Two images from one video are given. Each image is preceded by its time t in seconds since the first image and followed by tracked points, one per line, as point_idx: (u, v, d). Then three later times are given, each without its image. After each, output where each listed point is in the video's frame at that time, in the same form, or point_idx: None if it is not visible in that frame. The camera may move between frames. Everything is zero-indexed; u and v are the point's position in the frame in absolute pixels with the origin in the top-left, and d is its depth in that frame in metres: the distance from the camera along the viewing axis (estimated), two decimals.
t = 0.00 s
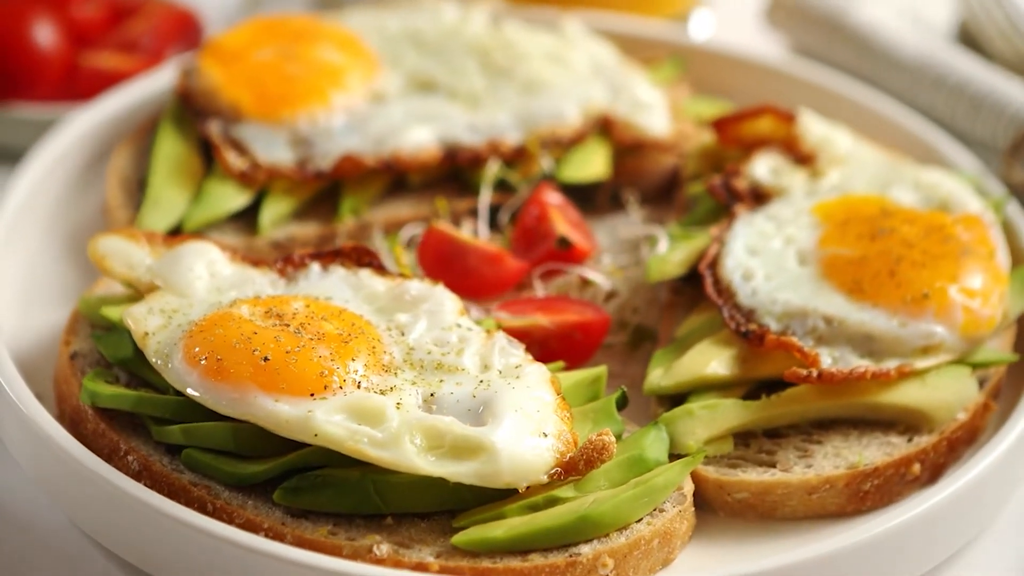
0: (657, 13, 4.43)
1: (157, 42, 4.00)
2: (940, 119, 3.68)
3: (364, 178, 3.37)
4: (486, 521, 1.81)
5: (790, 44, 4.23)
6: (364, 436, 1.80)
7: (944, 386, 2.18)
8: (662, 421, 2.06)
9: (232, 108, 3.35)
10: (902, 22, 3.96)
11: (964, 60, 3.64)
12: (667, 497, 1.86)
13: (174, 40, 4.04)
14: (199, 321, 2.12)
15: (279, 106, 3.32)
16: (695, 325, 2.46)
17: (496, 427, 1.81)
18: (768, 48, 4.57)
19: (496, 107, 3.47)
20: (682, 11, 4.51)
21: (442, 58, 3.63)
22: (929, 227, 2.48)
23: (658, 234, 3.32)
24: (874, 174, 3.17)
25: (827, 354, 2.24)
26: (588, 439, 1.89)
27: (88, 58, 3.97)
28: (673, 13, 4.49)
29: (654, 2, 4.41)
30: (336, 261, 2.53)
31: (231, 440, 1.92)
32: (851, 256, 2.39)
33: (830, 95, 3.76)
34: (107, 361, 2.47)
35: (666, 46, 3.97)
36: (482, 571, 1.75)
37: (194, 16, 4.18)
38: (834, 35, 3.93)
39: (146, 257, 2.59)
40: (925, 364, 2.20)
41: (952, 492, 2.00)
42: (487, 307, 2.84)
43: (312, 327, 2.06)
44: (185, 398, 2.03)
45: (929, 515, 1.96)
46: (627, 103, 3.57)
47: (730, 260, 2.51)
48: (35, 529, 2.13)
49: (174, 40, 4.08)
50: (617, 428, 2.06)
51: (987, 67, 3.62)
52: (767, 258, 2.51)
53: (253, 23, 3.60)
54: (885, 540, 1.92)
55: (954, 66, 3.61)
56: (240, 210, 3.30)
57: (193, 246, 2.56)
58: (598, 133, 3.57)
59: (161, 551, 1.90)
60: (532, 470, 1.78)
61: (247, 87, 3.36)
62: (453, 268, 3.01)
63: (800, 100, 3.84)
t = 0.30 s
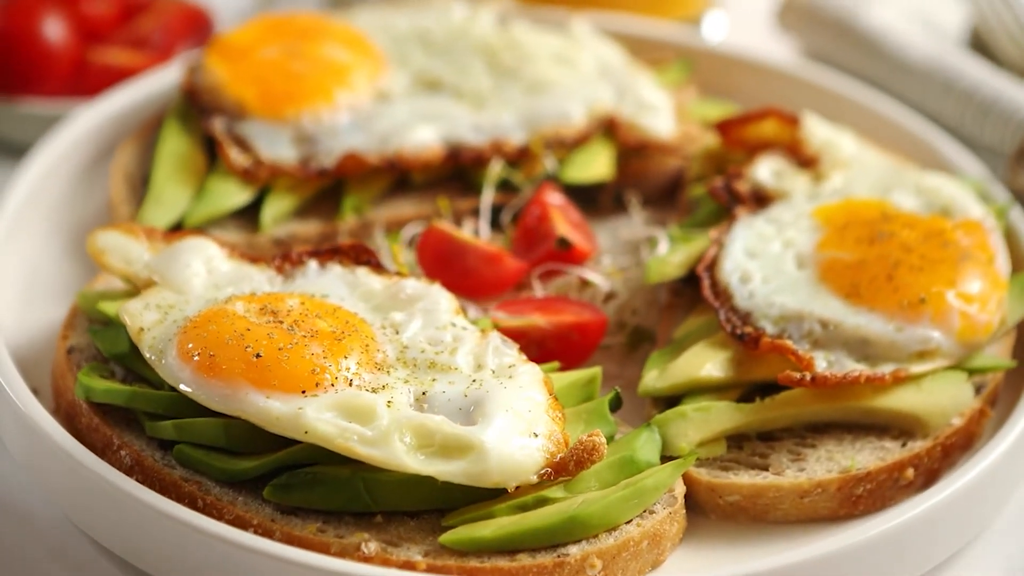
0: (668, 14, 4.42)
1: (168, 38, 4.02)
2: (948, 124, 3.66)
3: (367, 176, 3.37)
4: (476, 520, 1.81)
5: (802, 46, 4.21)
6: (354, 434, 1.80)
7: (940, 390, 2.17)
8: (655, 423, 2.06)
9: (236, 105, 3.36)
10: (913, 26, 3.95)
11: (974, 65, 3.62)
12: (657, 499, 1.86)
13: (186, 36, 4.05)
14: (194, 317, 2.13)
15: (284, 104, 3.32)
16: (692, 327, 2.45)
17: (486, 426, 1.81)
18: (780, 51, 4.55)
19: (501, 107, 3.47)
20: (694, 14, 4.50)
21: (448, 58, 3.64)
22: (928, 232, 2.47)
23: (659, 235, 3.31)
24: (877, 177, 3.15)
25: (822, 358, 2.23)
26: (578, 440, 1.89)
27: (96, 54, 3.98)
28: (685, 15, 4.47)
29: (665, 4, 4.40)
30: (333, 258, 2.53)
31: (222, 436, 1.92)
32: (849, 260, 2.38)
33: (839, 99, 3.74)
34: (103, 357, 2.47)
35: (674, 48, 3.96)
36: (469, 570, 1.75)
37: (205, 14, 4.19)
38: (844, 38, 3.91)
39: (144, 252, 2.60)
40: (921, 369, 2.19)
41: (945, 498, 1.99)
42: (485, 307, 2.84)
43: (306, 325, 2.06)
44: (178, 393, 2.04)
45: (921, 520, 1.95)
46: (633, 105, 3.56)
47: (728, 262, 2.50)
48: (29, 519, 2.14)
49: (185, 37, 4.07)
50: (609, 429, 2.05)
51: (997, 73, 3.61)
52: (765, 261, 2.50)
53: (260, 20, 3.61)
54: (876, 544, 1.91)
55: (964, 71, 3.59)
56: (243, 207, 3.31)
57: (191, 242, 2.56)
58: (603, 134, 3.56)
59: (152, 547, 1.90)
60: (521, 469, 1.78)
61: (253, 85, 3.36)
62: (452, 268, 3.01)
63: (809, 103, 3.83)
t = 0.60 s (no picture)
0: (680, 17, 4.40)
1: (180, 34, 4.03)
2: (956, 130, 3.64)
3: (370, 174, 3.37)
4: (464, 519, 1.80)
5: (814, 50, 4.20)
6: (343, 431, 1.81)
7: (934, 396, 2.15)
8: (647, 425, 2.05)
9: (242, 101, 3.36)
10: (924, 31, 3.93)
11: (983, 72, 3.59)
12: (646, 501, 1.85)
13: (198, 32, 4.06)
14: (188, 313, 2.13)
15: (289, 101, 3.33)
16: (690, 329, 2.45)
17: (475, 425, 1.81)
18: (792, 54, 4.53)
19: (506, 107, 3.47)
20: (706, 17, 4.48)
21: (456, 57, 3.63)
22: (927, 237, 2.46)
23: (660, 237, 3.30)
24: (880, 181, 3.13)
25: (816, 362, 2.22)
26: (569, 441, 1.89)
27: (106, 49, 3.98)
28: (698, 18, 4.45)
29: (678, 7, 4.38)
30: (330, 256, 2.53)
31: (213, 431, 1.92)
32: (847, 265, 2.37)
33: (847, 103, 3.73)
34: (99, 350, 2.48)
35: (684, 50, 3.95)
36: (455, 569, 1.75)
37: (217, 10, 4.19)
38: (854, 42, 3.90)
39: (143, 247, 2.61)
40: (915, 375, 2.17)
41: (937, 504, 1.98)
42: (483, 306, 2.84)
43: (299, 322, 2.06)
44: (170, 388, 2.04)
45: (911, 525, 1.94)
46: (639, 106, 3.55)
47: (726, 265, 2.50)
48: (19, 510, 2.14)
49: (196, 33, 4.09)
50: (600, 431, 2.05)
51: (1007, 80, 3.57)
52: (764, 264, 2.49)
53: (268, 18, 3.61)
54: (865, 549, 1.91)
55: (972, 77, 3.56)
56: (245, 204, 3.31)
57: (189, 237, 2.56)
58: (608, 135, 3.56)
59: (142, 541, 1.90)
60: (509, 469, 1.78)
61: (258, 81, 3.36)
62: (451, 267, 3.01)
63: (818, 107, 3.82)
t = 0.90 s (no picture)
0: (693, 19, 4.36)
1: (190, 31, 4.04)
2: (964, 135, 3.62)
3: (373, 172, 3.37)
4: (453, 518, 1.81)
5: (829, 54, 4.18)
6: (332, 428, 1.81)
7: (929, 401, 2.14)
8: (639, 427, 2.05)
9: (247, 99, 3.37)
10: (936, 36, 3.90)
11: (992, 76, 3.58)
12: (635, 502, 1.85)
13: (209, 29, 4.07)
14: (183, 308, 2.13)
15: (294, 99, 3.33)
16: (686, 331, 2.44)
17: (465, 424, 1.81)
18: (805, 58, 4.51)
19: (511, 107, 3.46)
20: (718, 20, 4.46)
21: (462, 57, 3.63)
22: (926, 242, 2.45)
23: (661, 239, 3.29)
24: (883, 186, 3.11)
25: (811, 366, 2.21)
26: (559, 441, 1.89)
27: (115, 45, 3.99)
28: (710, 20, 4.41)
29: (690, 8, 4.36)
30: (328, 253, 2.52)
31: (204, 427, 1.93)
32: (845, 269, 2.36)
33: (855, 107, 3.72)
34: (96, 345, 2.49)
35: (693, 52, 3.94)
36: (442, 568, 1.75)
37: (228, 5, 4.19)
38: (864, 46, 3.88)
39: (142, 242, 2.62)
40: (910, 380, 2.16)
41: (928, 510, 1.97)
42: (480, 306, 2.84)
43: (293, 319, 2.06)
44: (163, 383, 2.04)
45: (902, 531, 1.94)
46: (644, 108, 3.54)
47: (723, 267, 2.48)
48: (13, 504, 2.15)
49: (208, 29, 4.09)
50: (592, 432, 2.04)
51: (1016, 85, 3.56)
52: (762, 267, 2.48)
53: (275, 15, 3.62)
54: (854, 554, 1.90)
55: (981, 82, 3.55)
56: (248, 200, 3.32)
57: (187, 233, 2.57)
58: (613, 137, 3.55)
59: (132, 535, 1.91)
60: (498, 469, 1.78)
61: (264, 79, 3.37)
62: (450, 266, 3.01)
63: (827, 111, 3.80)
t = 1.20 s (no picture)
0: (706, 23, 4.33)
1: (202, 27, 4.02)
2: (972, 142, 3.60)
3: (377, 170, 3.37)
4: (440, 516, 1.81)
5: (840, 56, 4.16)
6: (321, 425, 1.81)
7: (923, 407, 2.13)
8: (630, 429, 2.04)
9: (253, 95, 3.38)
10: (947, 41, 3.88)
11: (1002, 82, 3.56)
12: (623, 504, 1.85)
13: (221, 26, 4.04)
14: (178, 303, 2.14)
15: (299, 96, 3.34)
16: (683, 334, 2.43)
17: (453, 423, 1.81)
18: (817, 62, 4.48)
19: (517, 107, 3.46)
20: (730, 21, 4.43)
21: (470, 57, 3.63)
22: (924, 248, 2.44)
23: (662, 242, 3.28)
24: (886, 190, 3.09)
25: (804, 370, 2.19)
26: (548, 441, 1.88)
27: (125, 40, 4.00)
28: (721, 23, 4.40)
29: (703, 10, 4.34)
30: (325, 250, 2.52)
31: (195, 422, 1.93)
32: (841, 274, 2.36)
33: (863, 110, 3.70)
34: (92, 338, 2.50)
35: (702, 55, 3.92)
36: (428, 566, 1.76)
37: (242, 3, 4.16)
38: (875, 50, 3.86)
39: (141, 237, 2.63)
40: (904, 386, 2.15)
41: (918, 517, 1.97)
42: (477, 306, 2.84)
43: (286, 315, 2.06)
44: (156, 378, 2.05)
45: (892, 537, 1.93)
46: (650, 110, 3.53)
47: (720, 270, 2.47)
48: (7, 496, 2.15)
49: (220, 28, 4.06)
50: (582, 433, 2.03)
51: None
52: (760, 270, 2.47)
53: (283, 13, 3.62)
54: (841, 559, 1.90)
55: (990, 88, 3.53)
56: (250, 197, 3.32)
57: (186, 229, 2.57)
58: (618, 138, 3.54)
59: (122, 530, 1.91)
60: (486, 468, 1.78)
61: (270, 76, 3.38)
62: (450, 265, 3.01)
63: (836, 115, 3.78)
